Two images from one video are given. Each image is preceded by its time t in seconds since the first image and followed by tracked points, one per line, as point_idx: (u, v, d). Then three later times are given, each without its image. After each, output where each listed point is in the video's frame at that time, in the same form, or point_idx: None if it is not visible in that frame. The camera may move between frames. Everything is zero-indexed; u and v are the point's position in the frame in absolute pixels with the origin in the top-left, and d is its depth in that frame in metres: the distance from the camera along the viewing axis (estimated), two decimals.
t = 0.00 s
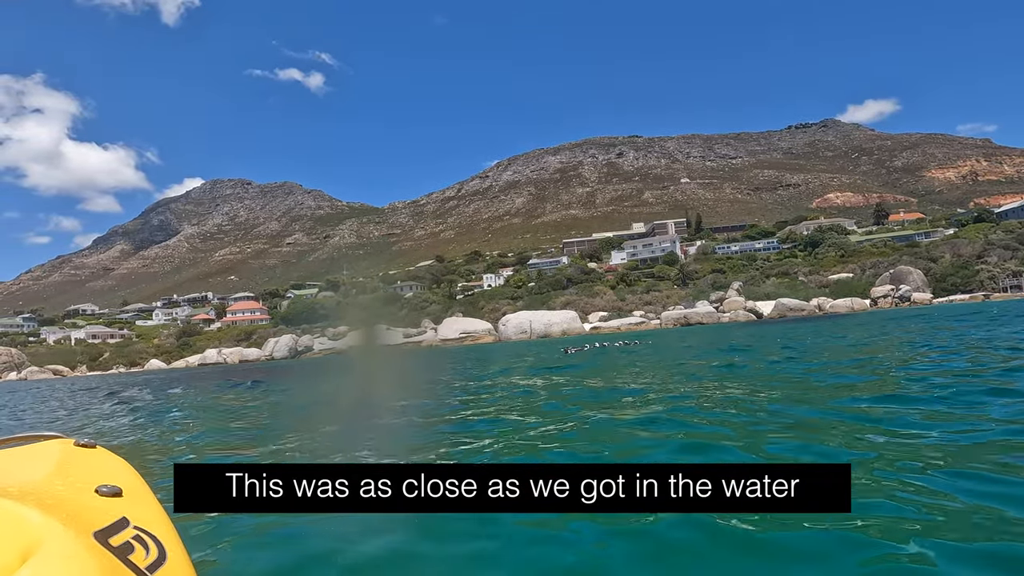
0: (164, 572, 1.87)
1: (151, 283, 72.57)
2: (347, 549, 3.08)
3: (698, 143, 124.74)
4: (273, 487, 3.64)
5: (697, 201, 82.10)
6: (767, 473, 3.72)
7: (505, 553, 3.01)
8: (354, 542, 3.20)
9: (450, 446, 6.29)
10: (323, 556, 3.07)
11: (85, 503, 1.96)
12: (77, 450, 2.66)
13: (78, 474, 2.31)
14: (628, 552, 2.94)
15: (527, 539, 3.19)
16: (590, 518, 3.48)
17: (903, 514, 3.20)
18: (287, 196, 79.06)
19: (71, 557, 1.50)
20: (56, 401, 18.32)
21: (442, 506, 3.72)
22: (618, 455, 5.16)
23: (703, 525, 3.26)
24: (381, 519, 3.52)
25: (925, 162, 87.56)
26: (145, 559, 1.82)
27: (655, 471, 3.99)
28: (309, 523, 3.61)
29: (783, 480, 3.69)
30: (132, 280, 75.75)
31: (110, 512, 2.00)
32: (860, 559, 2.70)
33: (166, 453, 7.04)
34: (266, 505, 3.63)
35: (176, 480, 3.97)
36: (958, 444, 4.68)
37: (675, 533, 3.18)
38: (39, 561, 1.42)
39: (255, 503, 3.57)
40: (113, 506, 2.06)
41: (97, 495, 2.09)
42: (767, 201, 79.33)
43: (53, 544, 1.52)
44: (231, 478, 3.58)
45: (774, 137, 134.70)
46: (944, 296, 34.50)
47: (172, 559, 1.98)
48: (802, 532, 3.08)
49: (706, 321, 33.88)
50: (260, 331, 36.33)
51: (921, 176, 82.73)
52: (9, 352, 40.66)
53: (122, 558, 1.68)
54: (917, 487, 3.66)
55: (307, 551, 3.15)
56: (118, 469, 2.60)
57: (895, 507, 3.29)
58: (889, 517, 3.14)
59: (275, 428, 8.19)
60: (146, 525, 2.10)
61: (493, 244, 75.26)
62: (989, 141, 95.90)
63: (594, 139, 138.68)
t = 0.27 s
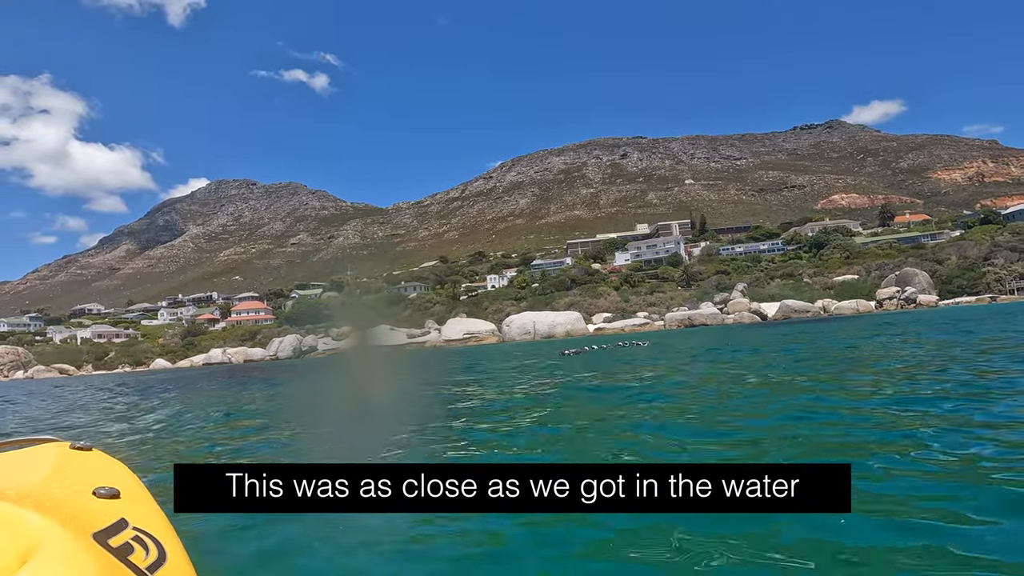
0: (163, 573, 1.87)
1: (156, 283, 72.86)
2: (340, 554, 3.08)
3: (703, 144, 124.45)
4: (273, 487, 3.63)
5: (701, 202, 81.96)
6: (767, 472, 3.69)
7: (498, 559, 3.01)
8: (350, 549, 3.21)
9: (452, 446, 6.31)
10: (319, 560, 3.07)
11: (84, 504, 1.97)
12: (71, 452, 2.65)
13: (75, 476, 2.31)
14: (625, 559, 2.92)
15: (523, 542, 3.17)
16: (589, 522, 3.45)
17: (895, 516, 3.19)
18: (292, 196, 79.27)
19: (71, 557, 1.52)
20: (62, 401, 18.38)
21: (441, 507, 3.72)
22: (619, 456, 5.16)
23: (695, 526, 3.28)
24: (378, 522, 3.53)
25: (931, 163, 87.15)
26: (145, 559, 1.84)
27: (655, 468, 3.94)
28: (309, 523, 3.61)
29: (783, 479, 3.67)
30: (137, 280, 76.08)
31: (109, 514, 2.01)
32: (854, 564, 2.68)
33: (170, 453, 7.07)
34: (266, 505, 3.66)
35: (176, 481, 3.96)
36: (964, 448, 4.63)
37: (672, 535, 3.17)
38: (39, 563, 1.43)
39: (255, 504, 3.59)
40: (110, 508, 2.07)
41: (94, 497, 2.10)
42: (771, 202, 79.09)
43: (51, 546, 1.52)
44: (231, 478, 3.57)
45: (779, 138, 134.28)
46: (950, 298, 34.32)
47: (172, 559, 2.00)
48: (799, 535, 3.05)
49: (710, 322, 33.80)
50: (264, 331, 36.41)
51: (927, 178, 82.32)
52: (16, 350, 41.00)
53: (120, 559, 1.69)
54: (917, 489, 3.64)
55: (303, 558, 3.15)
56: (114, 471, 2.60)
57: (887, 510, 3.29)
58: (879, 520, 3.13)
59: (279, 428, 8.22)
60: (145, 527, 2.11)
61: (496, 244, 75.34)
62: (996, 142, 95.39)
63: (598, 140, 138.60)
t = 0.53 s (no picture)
0: None
1: (160, 282, 73.15)
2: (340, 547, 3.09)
3: (707, 144, 124.14)
4: (274, 487, 3.69)
5: (705, 202, 81.79)
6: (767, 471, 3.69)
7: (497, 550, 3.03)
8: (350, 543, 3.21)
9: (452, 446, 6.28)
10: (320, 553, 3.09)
11: (79, 510, 1.98)
12: (68, 457, 2.67)
13: (72, 482, 2.33)
14: (622, 553, 2.91)
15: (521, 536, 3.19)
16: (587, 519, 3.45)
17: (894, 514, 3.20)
18: (296, 196, 79.52)
19: (66, 567, 1.52)
20: (68, 400, 18.46)
21: (441, 506, 3.72)
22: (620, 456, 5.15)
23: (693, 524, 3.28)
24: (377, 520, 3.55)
25: (937, 163, 86.71)
26: (142, 563, 1.85)
27: (655, 469, 3.96)
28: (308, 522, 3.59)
29: (783, 479, 3.68)
30: (142, 279, 76.45)
31: (107, 520, 2.02)
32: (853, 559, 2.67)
33: (170, 453, 7.04)
34: (268, 505, 3.70)
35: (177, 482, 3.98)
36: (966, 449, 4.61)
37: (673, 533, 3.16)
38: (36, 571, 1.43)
39: (256, 503, 3.66)
40: (106, 513, 2.08)
41: (90, 502, 2.10)
42: (776, 202, 78.91)
43: (47, 555, 1.53)
44: (232, 478, 3.62)
45: (783, 138, 133.85)
46: (955, 298, 34.19)
47: (170, 562, 2.02)
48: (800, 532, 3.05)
49: (713, 322, 33.74)
50: (268, 330, 36.52)
51: (932, 178, 81.97)
52: (22, 349, 41.28)
53: (116, 564, 1.70)
54: (917, 488, 3.64)
55: (303, 553, 3.15)
56: (112, 476, 2.61)
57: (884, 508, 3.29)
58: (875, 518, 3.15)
59: (282, 428, 8.20)
60: (142, 531, 2.12)
61: (500, 244, 75.36)
62: (1001, 142, 94.89)
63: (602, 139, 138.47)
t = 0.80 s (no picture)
0: None
1: (164, 283, 73.36)
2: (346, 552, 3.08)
3: (709, 144, 123.89)
4: (274, 486, 3.55)
5: (707, 201, 81.67)
6: (768, 471, 3.67)
7: (504, 563, 3.01)
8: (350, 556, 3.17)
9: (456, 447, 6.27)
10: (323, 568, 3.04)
11: (84, 510, 1.99)
12: (72, 457, 2.69)
13: (76, 482, 2.33)
14: (629, 563, 2.89)
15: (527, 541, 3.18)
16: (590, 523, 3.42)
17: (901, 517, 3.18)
18: (298, 196, 79.67)
19: (71, 564, 1.53)
20: (73, 399, 18.55)
21: (442, 506, 3.71)
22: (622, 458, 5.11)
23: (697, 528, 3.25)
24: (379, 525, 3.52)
25: (940, 162, 86.41)
26: (147, 563, 1.85)
27: (654, 467, 3.87)
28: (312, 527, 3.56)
29: (784, 479, 3.64)
30: (146, 280, 76.70)
31: (111, 519, 2.03)
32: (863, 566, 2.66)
33: (172, 454, 7.00)
34: (267, 503, 3.54)
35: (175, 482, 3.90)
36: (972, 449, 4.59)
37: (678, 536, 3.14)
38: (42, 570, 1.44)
39: (257, 504, 3.49)
40: (110, 513, 2.08)
41: (94, 502, 2.11)
42: (778, 202, 78.78)
43: (53, 554, 1.53)
44: (232, 478, 3.50)
45: (786, 137, 133.59)
46: (959, 298, 34.08)
47: (176, 561, 2.03)
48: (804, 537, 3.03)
49: (716, 322, 33.69)
50: (271, 331, 36.60)
51: (935, 177, 81.71)
52: (26, 349, 41.43)
53: (121, 562, 1.71)
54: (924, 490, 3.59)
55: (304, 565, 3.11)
56: (116, 475, 2.63)
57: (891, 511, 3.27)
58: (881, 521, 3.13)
59: (284, 429, 8.19)
60: (146, 531, 2.13)
61: (502, 244, 75.36)
62: (1005, 141, 94.53)
63: (604, 139, 138.40)
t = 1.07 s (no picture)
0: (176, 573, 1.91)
1: (166, 282, 73.50)
2: (346, 546, 3.10)
3: (711, 142, 123.72)
4: (274, 487, 3.64)
5: (709, 200, 81.53)
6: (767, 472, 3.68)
7: (495, 548, 2.99)
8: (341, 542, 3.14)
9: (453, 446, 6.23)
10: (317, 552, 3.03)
11: (94, 505, 1.99)
12: (82, 451, 2.72)
13: (87, 477, 2.35)
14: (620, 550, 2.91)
15: (525, 533, 3.19)
16: (593, 519, 3.38)
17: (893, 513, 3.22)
18: (300, 196, 79.61)
19: (84, 562, 1.53)
20: (77, 399, 18.63)
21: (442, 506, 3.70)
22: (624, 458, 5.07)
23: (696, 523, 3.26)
24: (377, 518, 3.51)
25: (943, 160, 86.12)
26: (155, 561, 1.86)
27: (655, 470, 3.96)
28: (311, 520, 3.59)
29: (783, 479, 3.67)
30: (148, 279, 76.87)
31: (120, 513, 2.04)
32: (862, 560, 2.67)
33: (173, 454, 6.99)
34: (268, 505, 3.61)
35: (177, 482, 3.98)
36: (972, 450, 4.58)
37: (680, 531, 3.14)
38: (52, 566, 1.44)
39: (255, 503, 3.57)
40: (120, 508, 2.09)
41: (103, 497, 2.11)
42: (780, 201, 78.63)
43: (62, 550, 1.53)
44: (231, 478, 3.61)
45: (788, 136, 133.32)
46: (962, 297, 33.99)
47: (183, 559, 2.03)
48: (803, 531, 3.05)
49: (718, 321, 33.66)
50: (273, 330, 36.66)
51: (938, 175, 81.44)
52: (30, 349, 41.51)
53: (131, 561, 1.71)
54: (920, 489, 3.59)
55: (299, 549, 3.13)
56: (124, 470, 2.65)
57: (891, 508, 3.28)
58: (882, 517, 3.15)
59: (283, 428, 8.21)
60: (153, 523, 2.14)
61: (504, 244, 75.31)
62: (1009, 139, 94.20)
63: (606, 138, 138.30)
